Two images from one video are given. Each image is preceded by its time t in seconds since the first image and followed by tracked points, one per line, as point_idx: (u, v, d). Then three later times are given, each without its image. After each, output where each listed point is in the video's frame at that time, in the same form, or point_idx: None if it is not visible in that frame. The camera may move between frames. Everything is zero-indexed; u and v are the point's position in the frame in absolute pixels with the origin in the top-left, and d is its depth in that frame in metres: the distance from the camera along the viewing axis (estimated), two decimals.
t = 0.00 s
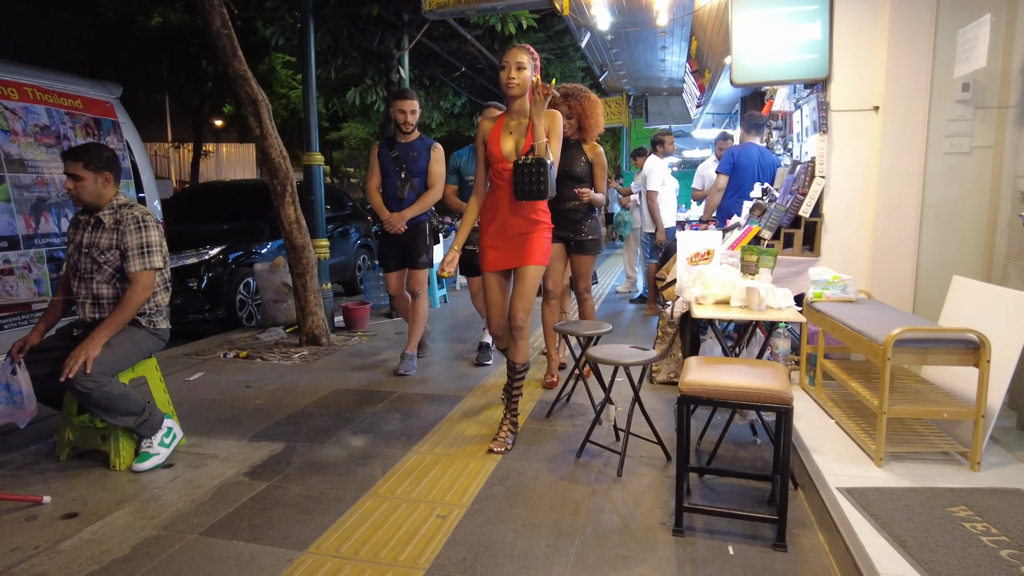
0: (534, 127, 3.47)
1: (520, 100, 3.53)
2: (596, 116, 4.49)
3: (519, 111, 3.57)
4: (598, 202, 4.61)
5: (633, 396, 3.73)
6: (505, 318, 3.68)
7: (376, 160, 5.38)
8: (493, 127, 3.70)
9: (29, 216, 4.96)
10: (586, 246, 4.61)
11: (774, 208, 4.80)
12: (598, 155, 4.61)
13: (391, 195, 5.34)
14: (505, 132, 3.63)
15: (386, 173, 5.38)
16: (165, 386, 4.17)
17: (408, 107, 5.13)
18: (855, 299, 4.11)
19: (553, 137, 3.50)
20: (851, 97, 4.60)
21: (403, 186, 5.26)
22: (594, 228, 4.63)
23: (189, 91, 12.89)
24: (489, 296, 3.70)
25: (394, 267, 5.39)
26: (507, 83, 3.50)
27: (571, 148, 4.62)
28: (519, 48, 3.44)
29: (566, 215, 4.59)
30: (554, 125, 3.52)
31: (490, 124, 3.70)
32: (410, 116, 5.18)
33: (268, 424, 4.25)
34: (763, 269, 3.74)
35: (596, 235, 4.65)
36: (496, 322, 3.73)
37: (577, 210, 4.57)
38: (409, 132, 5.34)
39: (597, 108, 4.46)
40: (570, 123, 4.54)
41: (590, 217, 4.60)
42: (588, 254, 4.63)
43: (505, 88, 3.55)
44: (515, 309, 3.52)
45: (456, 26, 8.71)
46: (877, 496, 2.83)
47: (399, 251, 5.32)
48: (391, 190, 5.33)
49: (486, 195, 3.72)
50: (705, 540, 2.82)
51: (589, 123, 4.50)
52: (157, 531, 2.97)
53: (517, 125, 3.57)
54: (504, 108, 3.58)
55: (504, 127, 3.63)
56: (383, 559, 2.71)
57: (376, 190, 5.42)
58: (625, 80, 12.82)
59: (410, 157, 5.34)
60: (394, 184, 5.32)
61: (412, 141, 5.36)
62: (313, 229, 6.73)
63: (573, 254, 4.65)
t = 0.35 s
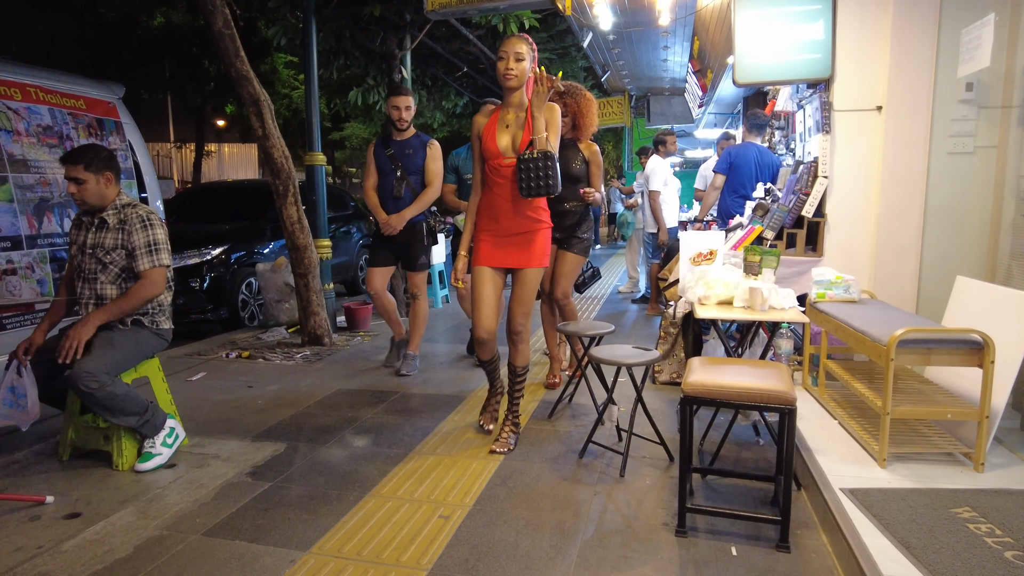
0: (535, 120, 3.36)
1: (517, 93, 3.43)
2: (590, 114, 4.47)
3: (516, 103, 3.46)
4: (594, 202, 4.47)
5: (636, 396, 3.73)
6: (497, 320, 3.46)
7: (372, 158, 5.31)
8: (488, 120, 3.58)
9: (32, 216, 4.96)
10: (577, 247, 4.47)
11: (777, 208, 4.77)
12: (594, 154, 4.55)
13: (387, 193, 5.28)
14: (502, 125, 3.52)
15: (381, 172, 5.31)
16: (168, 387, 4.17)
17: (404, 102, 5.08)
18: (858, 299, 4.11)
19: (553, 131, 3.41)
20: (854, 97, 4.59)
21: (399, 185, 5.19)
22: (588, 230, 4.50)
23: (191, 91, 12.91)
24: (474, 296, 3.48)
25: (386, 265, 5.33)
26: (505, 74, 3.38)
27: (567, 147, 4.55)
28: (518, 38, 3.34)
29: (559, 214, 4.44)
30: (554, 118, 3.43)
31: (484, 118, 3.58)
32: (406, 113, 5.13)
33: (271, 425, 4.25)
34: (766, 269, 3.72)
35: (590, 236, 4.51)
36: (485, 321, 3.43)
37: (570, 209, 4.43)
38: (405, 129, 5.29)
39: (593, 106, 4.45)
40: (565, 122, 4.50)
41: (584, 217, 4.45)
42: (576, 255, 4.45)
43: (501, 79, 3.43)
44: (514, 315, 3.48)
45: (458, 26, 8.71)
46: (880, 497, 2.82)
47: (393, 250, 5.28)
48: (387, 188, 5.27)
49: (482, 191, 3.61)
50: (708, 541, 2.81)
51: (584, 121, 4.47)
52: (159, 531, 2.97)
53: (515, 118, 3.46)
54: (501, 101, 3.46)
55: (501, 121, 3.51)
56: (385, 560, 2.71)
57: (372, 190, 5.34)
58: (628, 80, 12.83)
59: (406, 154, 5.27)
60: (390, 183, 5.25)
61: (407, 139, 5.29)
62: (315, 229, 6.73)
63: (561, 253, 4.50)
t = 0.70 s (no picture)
0: (533, 115, 3.21)
1: (514, 86, 3.26)
2: (589, 111, 4.40)
3: (513, 98, 3.29)
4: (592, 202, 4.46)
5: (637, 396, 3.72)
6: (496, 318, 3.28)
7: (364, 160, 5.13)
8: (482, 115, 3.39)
9: (34, 216, 4.97)
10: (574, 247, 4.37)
11: (779, 208, 4.75)
12: (589, 152, 4.51)
13: (382, 195, 5.09)
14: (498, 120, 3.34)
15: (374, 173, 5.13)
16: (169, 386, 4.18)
17: (397, 100, 4.89)
18: (860, 299, 4.09)
19: (553, 127, 3.26)
20: (856, 97, 4.58)
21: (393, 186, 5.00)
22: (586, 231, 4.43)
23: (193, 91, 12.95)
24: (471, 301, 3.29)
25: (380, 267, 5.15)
26: (502, 67, 3.21)
27: (563, 145, 4.50)
28: (514, 29, 3.17)
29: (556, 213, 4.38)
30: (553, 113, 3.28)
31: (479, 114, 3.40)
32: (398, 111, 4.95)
33: (272, 425, 4.25)
34: (768, 270, 3.70)
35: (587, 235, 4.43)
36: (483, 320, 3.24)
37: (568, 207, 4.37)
38: (397, 128, 5.09)
39: (590, 105, 4.38)
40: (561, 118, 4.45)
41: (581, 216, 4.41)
42: (572, 255, 4.37)
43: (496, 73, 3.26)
44: (512, 318, 3.43)
45: (460, 25, 8.71)
46: (883, 498, 2.81)
47: (388, 253, 5.13)
48: (382, 190, 5.09)
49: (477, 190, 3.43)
50: (709, 541, 2.80)
51: (581, 120, 4.41)
52: (161, 531, 2.97)
53: (512, 113, 3.29)
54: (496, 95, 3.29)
55: (497, 115, 3.33)
56: (385, 560, 2.70)
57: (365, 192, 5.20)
58: (629, 80, 12.83)
59: (400, 155, 5.08)
60: (383, 184, 5.07)
61: (400, 139, 5.11)
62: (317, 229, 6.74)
63: (557, 250, 4.39)
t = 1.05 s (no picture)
0: (529, 113, 3.04)
1: (510, 82, 3.10)
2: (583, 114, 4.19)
3: (508, 95, 3.13)
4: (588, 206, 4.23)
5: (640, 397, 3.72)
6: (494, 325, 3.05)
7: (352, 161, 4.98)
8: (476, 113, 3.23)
9: (37, 216, 4.98)
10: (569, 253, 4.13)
11: (782, 208, 4.73)
12: (586, 155, 4.27)
13: (371, 196, 4.90)
14: (492, 119, 3.17)
15: (363, 174, 4.97)
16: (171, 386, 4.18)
17: (385, 99, 4.77)
18: (863, 299, 4.08)
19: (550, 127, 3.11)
20: (859, 97, 4.57)
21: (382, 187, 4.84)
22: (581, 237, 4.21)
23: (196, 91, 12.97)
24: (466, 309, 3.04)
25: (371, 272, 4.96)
26: (498, 62, 3.05)
27: (558, 148, 4.23)
28: (512, 22, 3.02)
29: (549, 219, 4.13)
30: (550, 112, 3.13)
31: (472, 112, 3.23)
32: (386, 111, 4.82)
33: (274, 424, 4.24)
34: (771, 270, 3.69)
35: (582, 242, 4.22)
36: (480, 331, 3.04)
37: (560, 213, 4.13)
38: (385, 128, 4.93)
39: (587, 106, 4.18)
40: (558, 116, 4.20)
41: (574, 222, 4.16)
42: (567, 262, 4.13)
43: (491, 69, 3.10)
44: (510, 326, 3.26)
45: (462, 25, 8.71)
46: (886, 499, 2.80)
47: (378, 256, 4.93)
48: (371, 191, 4.91)
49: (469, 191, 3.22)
50: (711, 542, 2.80)
51: (576, 121, 4.19)
52: (163, 531, 2.97)
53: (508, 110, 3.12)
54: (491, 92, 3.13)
55: (491, 113, 3.17)
56: (386, 561, 2.70)
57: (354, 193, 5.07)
58: (631, 80, 12.82)
59: (388, 154, 4.92)
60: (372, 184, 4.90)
61: (388, 139, 4.96)
62: (319, 229, 6.73)
63: (552, 257, 4.14)
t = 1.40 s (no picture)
0: (525, 103, 2.85)
1: (504, 72, 2.89)
2: (583, 108, 4.12)
3: (501, 85, 2.94)
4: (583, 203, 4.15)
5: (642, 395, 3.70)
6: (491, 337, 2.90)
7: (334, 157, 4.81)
8: (466, 105, 3.03)
9: (39, 215, 4.99)
10: (568, 251, 4.11)
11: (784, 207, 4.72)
12: (583, 150, 4.21)
13: (356, 194, 4.76)
14: (484, 110, 2.97)
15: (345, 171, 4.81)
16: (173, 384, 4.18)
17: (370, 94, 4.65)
18: (866, 298, 4.07)
19: (547, 118, 2.93)
20: (861, 95, 4.55)
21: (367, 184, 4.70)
22: (578, 232, 4.15)
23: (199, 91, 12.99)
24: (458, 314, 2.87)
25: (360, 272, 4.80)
26: (491, 50, 2.85)
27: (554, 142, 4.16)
28: (506, 6, 2.82)
29: (544, 217, 4.07)
30: (547, 103, 2.96)
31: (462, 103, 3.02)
32: (370, 106, 4.70)
33: (276, 423, 4.24)
34: (773, 268, 3.67)
35: (580, 238, 4.15)
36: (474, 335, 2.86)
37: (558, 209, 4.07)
38: (369, 123, 4.75)
39: (588, 99, 4.13)
40: (556, 109, 4.15)
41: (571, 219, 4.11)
42: (566, 261, 4.12)
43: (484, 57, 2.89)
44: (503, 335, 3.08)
45: (464, 25, 8.72)
46: (889, 498, 2.79)
47: (364, 258, 4.78)
48: (355, 189, 4.76)
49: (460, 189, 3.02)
50: (714, 541, 2.79)
51: (576, 115, 4.12)
52: (164, 529, 2.96)
53: (502, 101, 2.93)
54: (484, 82, 2.92)
55: (483, 105, 2.97)
56: (388, 559, 2.69)
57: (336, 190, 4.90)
58: (633, 80, 12.81)
59: (373, 151, 4.77)
60: (356, 181, 4.75)
61: (372, 135, 4.80)
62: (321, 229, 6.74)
63: (552, 257, 4.14)
